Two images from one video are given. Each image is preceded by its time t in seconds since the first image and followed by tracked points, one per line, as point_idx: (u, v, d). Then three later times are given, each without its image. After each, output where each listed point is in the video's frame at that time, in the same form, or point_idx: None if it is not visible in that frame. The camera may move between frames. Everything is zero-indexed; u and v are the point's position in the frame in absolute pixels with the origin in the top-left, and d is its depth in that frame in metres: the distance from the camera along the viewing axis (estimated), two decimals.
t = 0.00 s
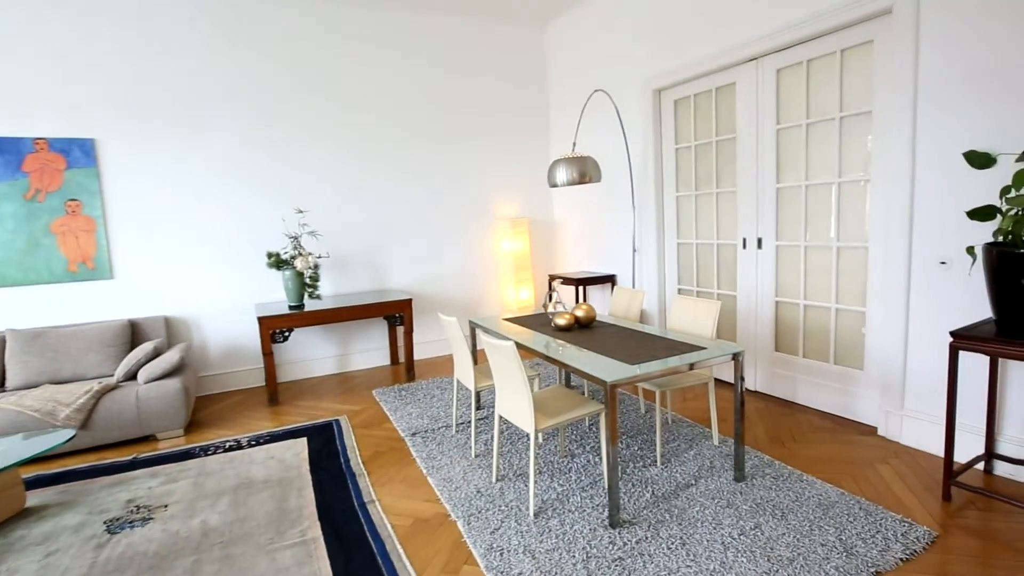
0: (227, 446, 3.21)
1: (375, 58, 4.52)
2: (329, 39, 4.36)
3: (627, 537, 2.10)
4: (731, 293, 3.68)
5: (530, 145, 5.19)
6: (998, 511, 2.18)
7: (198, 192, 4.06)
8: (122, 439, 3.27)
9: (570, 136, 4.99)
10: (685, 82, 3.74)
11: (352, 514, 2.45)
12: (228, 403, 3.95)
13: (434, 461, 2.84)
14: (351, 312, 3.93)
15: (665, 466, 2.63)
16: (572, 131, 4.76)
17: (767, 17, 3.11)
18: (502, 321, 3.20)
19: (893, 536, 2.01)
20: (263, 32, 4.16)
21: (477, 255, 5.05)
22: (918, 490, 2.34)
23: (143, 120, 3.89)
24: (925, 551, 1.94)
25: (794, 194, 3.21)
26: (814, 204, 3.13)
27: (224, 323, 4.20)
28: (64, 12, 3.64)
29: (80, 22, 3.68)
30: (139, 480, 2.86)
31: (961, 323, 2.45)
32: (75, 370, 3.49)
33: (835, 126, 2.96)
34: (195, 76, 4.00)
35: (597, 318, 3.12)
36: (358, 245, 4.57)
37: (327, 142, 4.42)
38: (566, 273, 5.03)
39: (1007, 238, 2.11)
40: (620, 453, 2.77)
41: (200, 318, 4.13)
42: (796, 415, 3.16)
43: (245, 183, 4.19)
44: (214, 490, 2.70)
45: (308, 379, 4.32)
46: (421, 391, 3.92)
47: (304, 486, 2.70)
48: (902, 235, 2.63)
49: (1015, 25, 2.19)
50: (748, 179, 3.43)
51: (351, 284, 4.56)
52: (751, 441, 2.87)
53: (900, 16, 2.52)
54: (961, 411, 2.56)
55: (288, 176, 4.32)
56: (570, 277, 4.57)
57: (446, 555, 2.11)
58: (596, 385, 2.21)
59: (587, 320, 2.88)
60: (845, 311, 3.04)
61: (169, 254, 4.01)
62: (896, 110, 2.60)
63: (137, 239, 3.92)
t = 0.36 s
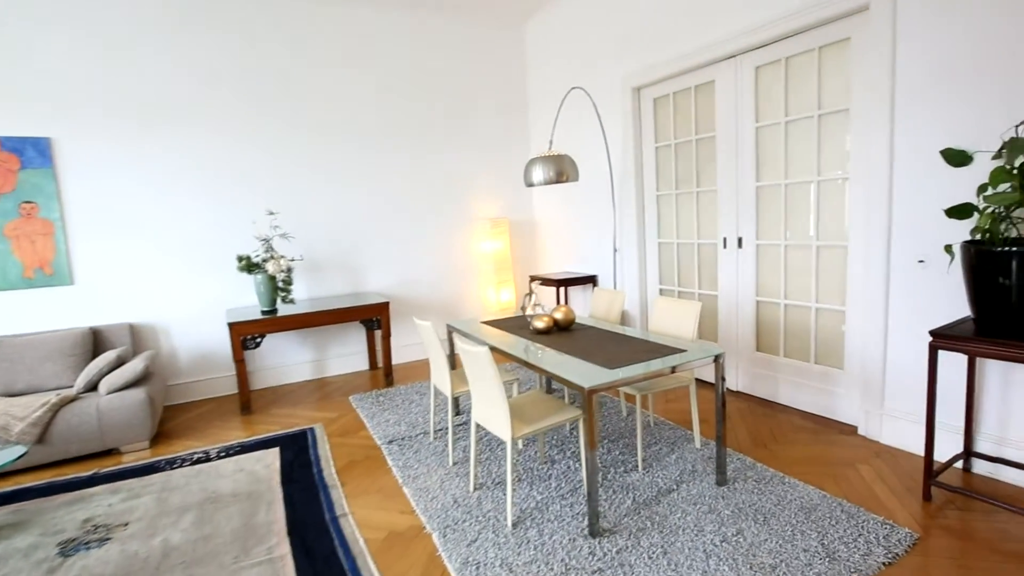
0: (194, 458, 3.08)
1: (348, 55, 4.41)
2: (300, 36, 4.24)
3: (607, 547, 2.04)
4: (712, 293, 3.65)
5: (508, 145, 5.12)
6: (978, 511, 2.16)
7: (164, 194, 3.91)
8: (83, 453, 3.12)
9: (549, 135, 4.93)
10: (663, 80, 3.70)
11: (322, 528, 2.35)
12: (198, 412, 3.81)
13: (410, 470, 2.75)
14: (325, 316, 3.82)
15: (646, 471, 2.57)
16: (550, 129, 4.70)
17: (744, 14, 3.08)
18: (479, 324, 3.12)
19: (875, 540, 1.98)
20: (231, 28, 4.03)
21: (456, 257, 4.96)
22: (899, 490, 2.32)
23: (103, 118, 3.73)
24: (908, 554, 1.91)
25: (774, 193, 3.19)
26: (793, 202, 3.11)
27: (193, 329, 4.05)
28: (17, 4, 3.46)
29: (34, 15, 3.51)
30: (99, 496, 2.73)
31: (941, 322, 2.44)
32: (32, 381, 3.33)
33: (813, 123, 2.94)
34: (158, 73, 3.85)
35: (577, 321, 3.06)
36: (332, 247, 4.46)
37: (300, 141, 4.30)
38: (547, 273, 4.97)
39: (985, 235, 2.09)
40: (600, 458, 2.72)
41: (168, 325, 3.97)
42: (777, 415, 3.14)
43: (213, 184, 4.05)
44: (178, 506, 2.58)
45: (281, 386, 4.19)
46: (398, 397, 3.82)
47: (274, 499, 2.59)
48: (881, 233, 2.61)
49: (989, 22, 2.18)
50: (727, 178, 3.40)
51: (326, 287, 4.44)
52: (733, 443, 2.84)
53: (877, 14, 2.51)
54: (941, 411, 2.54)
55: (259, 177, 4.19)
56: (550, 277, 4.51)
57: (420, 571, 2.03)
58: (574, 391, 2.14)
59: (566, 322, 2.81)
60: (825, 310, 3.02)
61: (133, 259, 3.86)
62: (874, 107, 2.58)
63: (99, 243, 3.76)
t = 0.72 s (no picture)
0: (145, 478, 2.91)
1: (311, 55, 4.27)
2: (260, 35, 4.09)
3: (576, 567, 1.95)
4: (683, 296, 3.59)
5: (477, 147, 5.02)
6: (954, 519, 2.12)
7: (114, 198, 3.72)
8: (24, 475, 2.93)
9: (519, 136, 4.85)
10: (632, 80, 3.63)
11: (276, 553, 2.21)
12: (152, 428, 3.62)
13: (373, 486, 2.63)
14: (287, 325, 3.67)
15: (618, 484, 2.49)
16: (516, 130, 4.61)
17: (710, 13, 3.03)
18: (444, 332, 3.00)
19: (852, 553, 1.92)
20: (185, 26, 3.85)
21: (425, 261, 4.85)
22: (874, 498, 2.27)
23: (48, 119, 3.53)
24: (884, 568, 1.85)
25: (743, 194, 3.13)
26: (762, 204, 3.06)
27: (148, 340, 3.87)
28: None
29: None
30: (37, 523, 2.54)
31: (912, 325, 2.40)
32: None
33: (781, 124, 2.89)
34: (108, 72, 3.66)
35: (545, 327, 2.96)
36: (296, 253, 4.30)
37: (261, 143, 4.14)
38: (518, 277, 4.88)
39: (955, 236, 2.05)
40: (570, 471, 2.63)
41: (120, 336, 3.78)
42: (750, 420, 3.09)
43: (168, 188, 3.87)
44: (122, 532, 2.41)
45: (243, 398, 4.03)
46: (365, 407, 3.69)
47: (227, 522, 2.44)
48: (852, 235, 2.56)
49: (954, 21, 2.14)
50: (696, 179, 3.35)
51: (289, 294, 4.29)
52: (707, 451, 2.77)
53: (842, 12, 2.46)
54: (915, 415, 2.51)
55: (218, 180, 4.02)
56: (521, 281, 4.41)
57: None
58: (540, 403, 2.04)
59: (532, 329, 2.72)
60: (796, 313, 2.98)
61: (82, 267, 3.66)
62: (841, 108, 2.54)
63: (44, 251, 3.56)
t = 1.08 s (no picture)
0: (74, 504, 2.69)
1: (258, 51, 4.09)
2: (202, 28, 3.88)
3: None
4: (641, 299, 3.58)
5: (435, 148, 4.92)
6: (905, 517, 2.15)
7: (41, 200, 3.46)
8: None
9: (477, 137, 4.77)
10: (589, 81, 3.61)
11: None
12: (86, 447, 3.38)
13: (324, 504, 2.50)
14: (234, 334, 3.48)
15: (578, 493, 2.44)
16: (472, 130, 4.54)
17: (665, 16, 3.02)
18: (399, 339, 2.90)
19: (809, 557, 1.92)
20: (120, 16, 3.61)
21: (382, 265, 4.72)
22: (829, 499, 2.29)
23: None
24: (841, 570, 1.86)
25: (699, 196, 3.14)
26: (718, 206, 3.07)
27: (81, 352, 3.62)
28: None
29: None
30: None
31: (862, 326, 2.44)
32: None
33: (735, 127, 2.91)
34: (32, 64, 3.39)
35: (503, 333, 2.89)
36: (244, 258, 4.11)
37: (205, 143, 3.93)
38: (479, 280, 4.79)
39: (903, 238, 2.08)
40: (530, 480, 2.57)
41: (49, 348, 3.52)
42: (709, 422, 3.10)
43: (102, 190, 3.62)
44: (45, 564, 2.21)
45: (187, 412, 3.82)
46: (318, 418, 3.55)
47: (163, 548, 2.27)
48: (804, 237, 2.59)
49: (899, 27, 2.18)
50: (653, 181, 3.34)
51: (237, 302, 4.09)
52: (667, 455, 2.76)
53: (792, 17, 2.48)
54: (867, 414, 2.55)
55: (157, 182, 3.79)
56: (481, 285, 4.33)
57: None
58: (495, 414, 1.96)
59: (489, 336, 2.65)
60: (752, 315, 3.00)
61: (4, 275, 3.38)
62: (792, 111, 2.56)
63: None
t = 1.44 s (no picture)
0: None
1: (199, 41, 3.83)
2: (135, 15, 3.58)
3: None
4: (604, 302, 3.54)
5: (391, 148, 4.75)
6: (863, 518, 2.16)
7: None
8: None
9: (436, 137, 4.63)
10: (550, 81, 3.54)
11: None
12: None
13: (269, 529, 2.32)
14: (169, 345, 3.22)
15: (540, 505, 2.34)
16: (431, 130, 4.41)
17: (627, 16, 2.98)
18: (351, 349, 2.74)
19: (774, 564, 1.88)
20: None
21: (337, 269, 4.51)
22: (791, 502, 2.27)
23: None
24: None
25: (660, 199, 3.12)
26: (679, 209, 3.05)
27: None
28: None
29: None
30: None
31: (820, 329, 2.45)
32: None
33: (696, 129, 2.89)
34: None
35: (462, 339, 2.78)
36: (183, 263, 3.83)
37: (138, 139, 3.64)
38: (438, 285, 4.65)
39: (859, 242, 2.09)
40: (491, 494, 2.45)
41: None
42: (671, 427, 3.07)
43: (16, 190, 3.29)
44: None
45: (117, 430, 3.52)
46: (265, 433, 3.33)
47: None
48: (763, 241, 2.59)
49: (855, 32, 2.19)
50: (616, 183, 3.30)
51: (174, 310, 3.80)
52: (630, 462, 2.70)
53: (753, 19, 2.47)
54: (824, 416, 2.57)
55: (81, 181, 3.48)
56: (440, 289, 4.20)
57: None
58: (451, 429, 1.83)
59: (448, 343, 2.53)
60: (713, 318, 2.99)
61: None
62: (752, 114, 2.55)
63: None
